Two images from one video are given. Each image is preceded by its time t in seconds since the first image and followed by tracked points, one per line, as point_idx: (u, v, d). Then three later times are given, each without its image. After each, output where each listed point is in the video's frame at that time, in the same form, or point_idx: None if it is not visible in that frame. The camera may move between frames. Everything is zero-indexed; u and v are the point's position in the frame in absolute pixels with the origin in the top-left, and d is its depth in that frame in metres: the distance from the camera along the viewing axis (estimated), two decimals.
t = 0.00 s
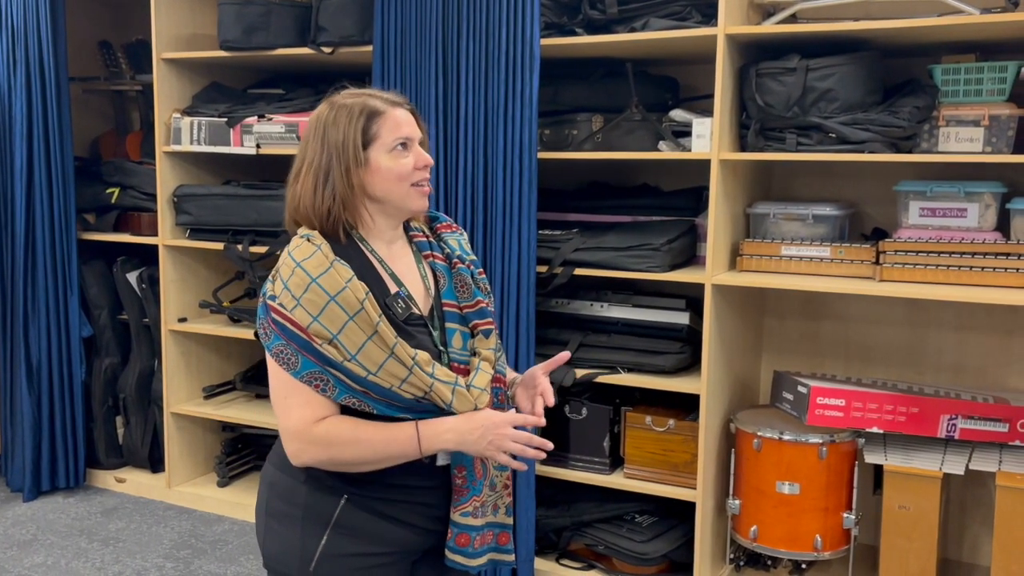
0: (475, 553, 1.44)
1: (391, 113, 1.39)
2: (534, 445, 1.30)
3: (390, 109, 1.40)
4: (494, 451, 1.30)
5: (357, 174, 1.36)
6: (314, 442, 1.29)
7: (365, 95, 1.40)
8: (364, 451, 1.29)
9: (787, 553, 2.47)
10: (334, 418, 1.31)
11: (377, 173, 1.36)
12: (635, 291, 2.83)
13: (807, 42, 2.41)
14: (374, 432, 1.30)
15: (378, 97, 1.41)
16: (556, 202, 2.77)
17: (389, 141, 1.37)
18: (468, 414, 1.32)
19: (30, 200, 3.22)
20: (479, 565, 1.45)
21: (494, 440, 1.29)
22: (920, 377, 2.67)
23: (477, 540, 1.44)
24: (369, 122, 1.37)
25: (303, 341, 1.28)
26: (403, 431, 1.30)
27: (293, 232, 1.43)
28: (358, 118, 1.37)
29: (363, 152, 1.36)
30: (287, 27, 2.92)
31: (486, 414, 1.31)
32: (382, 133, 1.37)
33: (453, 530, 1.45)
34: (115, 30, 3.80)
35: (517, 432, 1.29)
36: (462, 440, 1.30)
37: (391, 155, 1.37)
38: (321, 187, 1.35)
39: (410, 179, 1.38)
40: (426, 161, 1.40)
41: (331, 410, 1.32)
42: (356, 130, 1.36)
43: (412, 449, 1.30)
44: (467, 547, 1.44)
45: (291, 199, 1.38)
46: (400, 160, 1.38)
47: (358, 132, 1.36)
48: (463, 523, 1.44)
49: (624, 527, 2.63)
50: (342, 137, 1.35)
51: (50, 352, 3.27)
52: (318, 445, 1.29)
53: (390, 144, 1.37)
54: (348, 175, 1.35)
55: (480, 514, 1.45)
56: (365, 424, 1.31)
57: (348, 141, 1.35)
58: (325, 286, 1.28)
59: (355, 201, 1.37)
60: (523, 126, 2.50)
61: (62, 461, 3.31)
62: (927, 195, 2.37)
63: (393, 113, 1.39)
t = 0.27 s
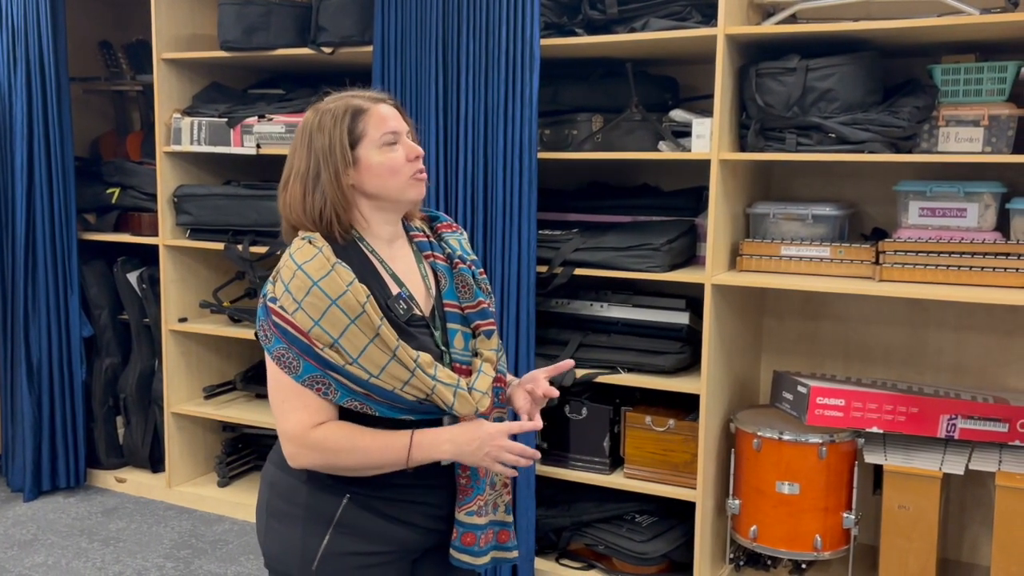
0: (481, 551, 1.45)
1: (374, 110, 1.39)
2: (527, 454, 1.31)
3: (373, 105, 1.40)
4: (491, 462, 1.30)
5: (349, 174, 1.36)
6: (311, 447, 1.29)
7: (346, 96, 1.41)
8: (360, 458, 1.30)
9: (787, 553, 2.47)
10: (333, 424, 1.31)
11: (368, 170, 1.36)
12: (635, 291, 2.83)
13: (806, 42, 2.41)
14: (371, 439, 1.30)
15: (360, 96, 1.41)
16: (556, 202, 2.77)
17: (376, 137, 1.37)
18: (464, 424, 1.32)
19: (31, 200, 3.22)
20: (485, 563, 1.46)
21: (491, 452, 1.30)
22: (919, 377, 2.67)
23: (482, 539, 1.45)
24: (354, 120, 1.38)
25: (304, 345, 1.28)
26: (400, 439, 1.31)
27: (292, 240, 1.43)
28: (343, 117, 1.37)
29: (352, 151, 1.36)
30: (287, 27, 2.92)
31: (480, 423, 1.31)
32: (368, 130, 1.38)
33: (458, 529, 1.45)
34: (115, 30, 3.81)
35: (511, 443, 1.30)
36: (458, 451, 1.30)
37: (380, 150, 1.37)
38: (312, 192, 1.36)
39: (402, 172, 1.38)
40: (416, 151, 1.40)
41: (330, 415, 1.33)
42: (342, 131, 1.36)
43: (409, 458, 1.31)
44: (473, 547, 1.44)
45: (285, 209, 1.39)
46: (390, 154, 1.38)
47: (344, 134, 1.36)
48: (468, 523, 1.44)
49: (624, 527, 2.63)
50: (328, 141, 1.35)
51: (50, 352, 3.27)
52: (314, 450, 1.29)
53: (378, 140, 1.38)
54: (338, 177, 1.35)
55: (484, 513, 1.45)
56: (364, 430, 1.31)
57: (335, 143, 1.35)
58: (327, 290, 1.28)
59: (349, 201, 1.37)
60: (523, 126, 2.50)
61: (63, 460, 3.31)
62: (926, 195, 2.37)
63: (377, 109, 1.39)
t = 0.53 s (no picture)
0: (482, 549, 1.44)
1: (376, 111, 1.40)
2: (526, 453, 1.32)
3: (376, 107, 1.40)
4: (492, 464, 1.31)
5: (346, 174, 1.36)
6: (310, 447, 1.29)
7: (350, 96, 1.41)
8: (359, 460, 1.30)
9: (788, 553, 2.47)
10: (333, 424, 1.32)
11: (366, 171, 1.37)
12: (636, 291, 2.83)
13: (807, 42, 2.41)
14: (371, 441, 1.30)
15: (363, 97, 1.41)
16: (557, 202, 2.77)
17: (376, 139, 1.38)
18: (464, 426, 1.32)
19: (32, 199, 3.22)
20: (485, 561, 1.46)
21: (491, 453, 1.30)
22: (920, 377, 2.67)
23: (483, 536, 1.44)
24: (355, 121, 1.38)
25: (303, 345, 1.28)
26: (399, 441, 1.31)
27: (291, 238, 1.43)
28: (344, 118, 1.37)
29: (350, 152, 1.37)
30: (288, 27, 2.92)
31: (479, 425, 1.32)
32: (368, 131, 1.38)
33: (458, 527, 1.45)
34: (116, 30, 3.81)
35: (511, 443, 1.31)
36: (458, 453, 1.30)
37: (379, 152, 1.38)
38: (309, 190, 1.36)
39: (400, 175, 1.38)
40: (416, 155, 1.40)
41: (330, 416, 1.33)
42: (342, 131, 1.36)
43: (408, 460, 1.31)
44: (474, 544, 1.44)
45: (283, 206, 1.39)
46: (388, 157, 1.38)
47: (343, 134, 1.36)
48: (469, 520, 1.44)
49: (625, 527, 2.63)
50: (328, 140, 1.36)
51: (51, 352, 3.27)
52: (314, 451, 1.29)
53: (377, 142, 1.38)
54: (335, 176, 1.36)
55: (484, 510, 1.45)
56: (364, 432, 1.31)
57: (333, 143, 1.36)
58: (324, 289, 1.28)
59: (346, 201, 1.38)
60: (524, 126, 2.50)
61: (64, 460, 3.31)
62: (927, 195, 2.37)
63: (379, 112, 1.40)
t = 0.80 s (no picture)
0: (481, 547, 1.44)
1: (391, 115, 1.39)
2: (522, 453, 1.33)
3: (390, 112, 1.40)
4: (490, 463, 1.31)
5: (350, 172, 1.36)
6: (310, 445, 1.29)
7: (368, 96, 1.40)
8: (358, 458, 1.30)
9: (790, 553, 2.47)
10: (332, 422, 1.32)
11: (369, 171, 1.37)
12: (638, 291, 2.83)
13: (809, 42, 2.41)
14: (369, 439, 1.30)
15: (380, 99, 1.41)
16: (559, 202, 2.77)
17: (385, 141, 1.38)
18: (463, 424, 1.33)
19: (35, 200, 3.22)
20: (485, 559, 1.45)
21: (489, 452, 1.31)
22: (923, 377, 2.67)
23: (483, 534, 1.44)
24: (368, 122, 1.38)
25: (301, 343, 1.28)
26: (399, 439, 1.31)
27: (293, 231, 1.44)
28: (357, 117, 1.37)
29: (358, 150, 1.37)
30: (291, 28, 2.93)
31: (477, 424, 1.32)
32: (378, 132, 1.38)
33: (458, 525, 1.45)
34: (119, 30, 3.81)
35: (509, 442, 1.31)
36: (456, 452, 1.31)
37: (386, 155, 1.37)
38: (313, 183, 1.36)
39: (403, 181, 1.38)
40: (422, 165, 1.40)
41: (329, 415, 1.33)
42: (352, 130, 1.36)
43: (406, 459, 1.31)
44: (473, 542, 1.44)
45: (288, 193, 1.40)
46: (394, 161, 1.38)
47: (355, 132, 1.36)
48: (468, 518, 1.44)
49: (627, 527, 2.63)
50: (338, 136, 1.36)
51: (54, 352, 3.28)
52: (313, 449, 1.30)
53: (386, 146, 1.38)
54: (340, 173, 1.36)
55: (484, 508, 1.45)
56: (363, 430, 1.31)
57: (343, 140, 1.36)
58: (322, 288, 1.28)
59: (347, 199, 1.38)
60: (525, 126, 2.50)
61: (67, 460, 3.32)
62: (930, 195, 2.37)
63: (393, 116, 1.39)
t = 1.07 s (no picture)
0: (482, 547, 1.44)
1: (393, 114, 1.39)
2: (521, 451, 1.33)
3: (392, 111, 1.40)
4: (490, 460, 1.32)
5: (354, 172, 1.36)
6: (311, 444, 1.29)
7: (369, 96, 1.40)
8: (359, 457, 1.30)
9: (791, 554, 2.47)
10: (333, 421, 1.32)
11: (373, 171, 1.37)
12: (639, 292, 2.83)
13: (811, 43, 2.41)
14: (370, 438, 1.30)
15: (382, 98, 1.41)
16: (560, 202, 2.77)
17: (387, 141, 1.37)
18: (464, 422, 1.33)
19: (37, 200, 3.23)
20: (486, 559, 1.45)
21: (489, 451, 1.31)
22: (925, 377, 2.66)
23: (483, 534, 1.44)
24: (370, 122, 1.38)
25: (303, 342, 1.28)
26: (399, 439, 1.31)
27: (294, 231, 1.43)
28: (360, 117, 1.37)
29: (361, 151, 1.37)
30: (292, 28, 2.93)
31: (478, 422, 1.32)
32: (381, 133, 1.38)
33: (459, 525, 1.45)
34: (120, 30, 3.82)
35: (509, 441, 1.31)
36: (457, 450, 1.31)
37: (389, 155, 1.37)
38: (316, 183, 1.36)
39: (405, 180, 1.38)
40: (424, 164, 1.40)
41: (330, 414, 1.33)
42: (355, 130, 1.36)
43: (407, 458, 1.31)
44: (474, 542, 1.44)
45: (290, 193, 1.39)
46: (398, 161, 1.38)
47: (358, 132, 1.36)
48: (469, 518, 1.44)
49: (629, 527, 2.63)
50: (341, 137, 1.36)
51: (56, 352, 3.28)
52: (314, 448, 1.30)
53: (389, 145, 1.38)
54: (343, 173, 1.36)
55: (485, 508, 1.45)
56: (364, 429, 1.31)
57: (346, 140, 1.35)
58: (324, 287, 1.29)
59: (350, 199, 1.38)
60: (527, 126, 2.50)
61: (68, 461, 3.32)
62: (932, 196, 2.37)
63: (395, 115, 1.39)
